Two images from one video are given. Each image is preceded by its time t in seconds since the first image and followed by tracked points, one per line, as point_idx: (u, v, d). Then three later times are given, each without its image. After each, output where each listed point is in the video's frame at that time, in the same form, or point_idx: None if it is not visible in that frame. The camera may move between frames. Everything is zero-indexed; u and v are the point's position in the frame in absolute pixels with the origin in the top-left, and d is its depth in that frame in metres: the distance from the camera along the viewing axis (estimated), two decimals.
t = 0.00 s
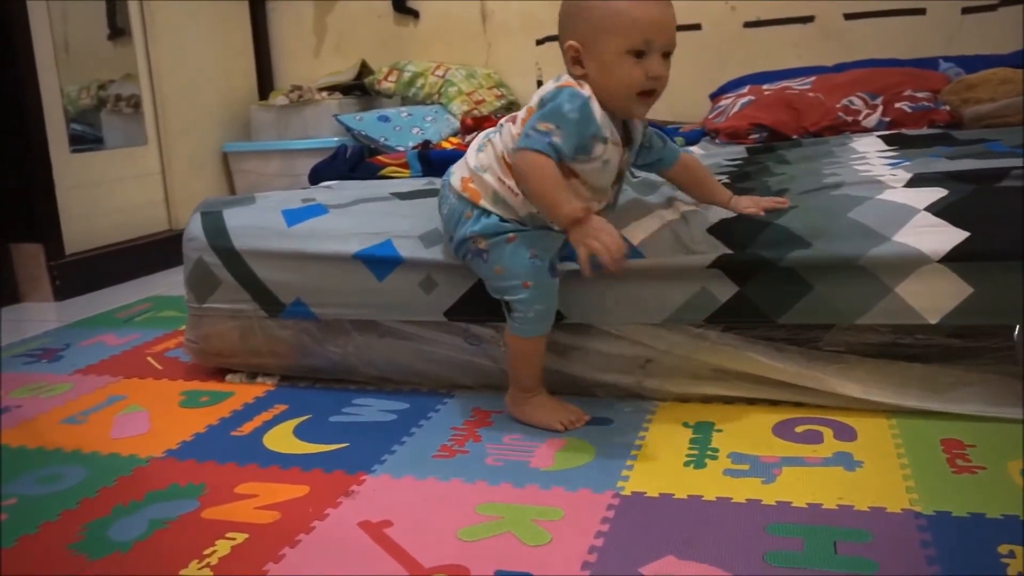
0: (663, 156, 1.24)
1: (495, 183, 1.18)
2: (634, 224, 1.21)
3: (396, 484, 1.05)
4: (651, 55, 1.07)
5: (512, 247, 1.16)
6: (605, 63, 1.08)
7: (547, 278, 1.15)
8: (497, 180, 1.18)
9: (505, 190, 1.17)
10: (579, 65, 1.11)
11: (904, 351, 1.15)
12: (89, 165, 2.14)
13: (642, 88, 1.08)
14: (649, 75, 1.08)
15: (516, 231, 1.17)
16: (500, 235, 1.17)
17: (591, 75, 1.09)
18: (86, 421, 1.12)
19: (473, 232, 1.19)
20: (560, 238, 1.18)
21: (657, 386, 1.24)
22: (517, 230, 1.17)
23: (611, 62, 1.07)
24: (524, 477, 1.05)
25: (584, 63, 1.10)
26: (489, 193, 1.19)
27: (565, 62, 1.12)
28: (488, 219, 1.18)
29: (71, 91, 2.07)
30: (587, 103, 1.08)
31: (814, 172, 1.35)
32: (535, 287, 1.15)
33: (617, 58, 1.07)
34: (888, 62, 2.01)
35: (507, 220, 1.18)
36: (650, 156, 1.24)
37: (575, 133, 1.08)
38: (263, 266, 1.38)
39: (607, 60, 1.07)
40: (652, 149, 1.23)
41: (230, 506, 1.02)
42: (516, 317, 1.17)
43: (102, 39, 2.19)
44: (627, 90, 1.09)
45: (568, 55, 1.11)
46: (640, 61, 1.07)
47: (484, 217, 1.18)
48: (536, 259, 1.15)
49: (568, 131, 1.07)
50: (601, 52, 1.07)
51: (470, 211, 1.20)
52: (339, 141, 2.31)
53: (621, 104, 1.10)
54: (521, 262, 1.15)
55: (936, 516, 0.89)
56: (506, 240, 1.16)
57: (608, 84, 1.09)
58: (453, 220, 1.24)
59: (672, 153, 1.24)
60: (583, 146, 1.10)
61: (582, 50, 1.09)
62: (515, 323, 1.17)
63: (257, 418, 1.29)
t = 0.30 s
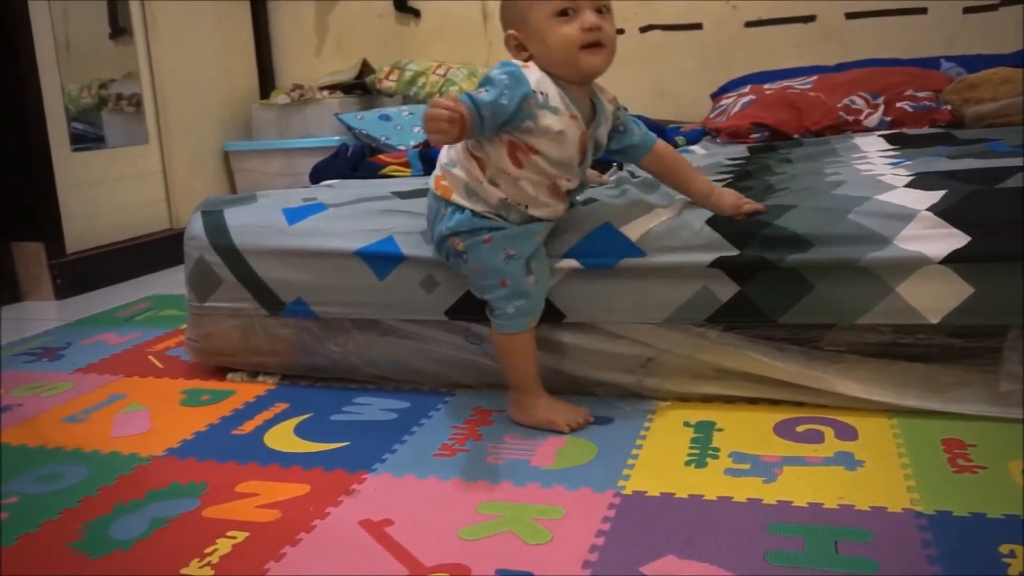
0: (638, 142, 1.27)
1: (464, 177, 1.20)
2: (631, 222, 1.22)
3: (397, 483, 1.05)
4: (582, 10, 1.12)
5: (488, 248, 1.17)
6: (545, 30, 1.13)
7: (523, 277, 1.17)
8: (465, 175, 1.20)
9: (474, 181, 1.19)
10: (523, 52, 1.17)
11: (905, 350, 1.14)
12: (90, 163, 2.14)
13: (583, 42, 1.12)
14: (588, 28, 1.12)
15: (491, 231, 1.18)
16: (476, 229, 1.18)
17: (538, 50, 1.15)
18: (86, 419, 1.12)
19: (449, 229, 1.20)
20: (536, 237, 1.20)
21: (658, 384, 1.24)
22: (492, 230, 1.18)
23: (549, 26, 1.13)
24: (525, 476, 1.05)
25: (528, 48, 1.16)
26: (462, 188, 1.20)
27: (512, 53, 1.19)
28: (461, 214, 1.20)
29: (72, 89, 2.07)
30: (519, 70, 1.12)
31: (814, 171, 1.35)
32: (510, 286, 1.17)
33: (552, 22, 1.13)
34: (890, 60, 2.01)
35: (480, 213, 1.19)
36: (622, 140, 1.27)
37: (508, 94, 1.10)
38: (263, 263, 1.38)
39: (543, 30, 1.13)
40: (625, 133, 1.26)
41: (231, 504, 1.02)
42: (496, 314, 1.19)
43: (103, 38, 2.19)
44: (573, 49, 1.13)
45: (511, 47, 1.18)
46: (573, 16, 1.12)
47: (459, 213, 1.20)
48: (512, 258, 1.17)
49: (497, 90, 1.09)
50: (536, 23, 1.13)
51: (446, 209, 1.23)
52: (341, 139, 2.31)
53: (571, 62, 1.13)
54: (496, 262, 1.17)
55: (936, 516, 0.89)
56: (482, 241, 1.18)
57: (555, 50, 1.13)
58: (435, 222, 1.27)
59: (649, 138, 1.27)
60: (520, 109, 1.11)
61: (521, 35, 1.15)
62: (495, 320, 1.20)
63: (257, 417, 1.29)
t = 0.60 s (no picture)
0: (594, 122, 1.28)
1: (452, 184, 1.19)
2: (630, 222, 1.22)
3: (398, 482, 1.05)
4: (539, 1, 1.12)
5: (493, 252, 1.17)
6: (499, 15, 1.14)
7: (530, 275, 1.17)
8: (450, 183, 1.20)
9: (462, 184, 1.19)
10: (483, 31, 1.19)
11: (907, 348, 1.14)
12: (91, 163, 2.14)
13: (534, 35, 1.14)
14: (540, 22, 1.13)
15: (492, 235, 1.18)
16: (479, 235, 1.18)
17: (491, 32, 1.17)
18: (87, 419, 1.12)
19: (451, 240, 1.20)
20: (536, 234, 1.20)
21: (659, 383, 1.24)
22: (492, 233, 1.18)
23: (504, 13, 1.14)
24: (527, 474, 1.05)
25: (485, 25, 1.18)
26: (452, 195, 1.20)
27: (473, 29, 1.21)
28: (459, 222, 1.19)
29: (73, 89, 2.07)
30: (474, 61, 1.13)
31: (815, 169, 1.35)
32: (519, 288, 1.17)
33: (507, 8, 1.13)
34: (892, 59, 2.01)
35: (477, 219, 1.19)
36: (581, 117, 1.27)
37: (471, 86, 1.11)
38: (265, 263, 1.38)
39: (497, 14, 1.15)
40: (584, 110, 1.27)
41: (233, 503, 1.02)
42: (508, 318, 1.18)
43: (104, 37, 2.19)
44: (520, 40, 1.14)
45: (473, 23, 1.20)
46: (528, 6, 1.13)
47: (457, 221, 1.19)
48: (518, 258, 1.17)
49: (460, 85, 1.10)
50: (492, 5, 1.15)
51: (443, 221, 1.21)
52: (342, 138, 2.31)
53: (520, 53, 1.15)
54: (502, 264, 1.17)
55: (938, 514, 0.89)
56: (484, 246, 1.17)
57: (504, 37, 1.15)
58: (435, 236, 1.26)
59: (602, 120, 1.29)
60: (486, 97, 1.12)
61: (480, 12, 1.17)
62: (507, 324, 1.19)
63: (259, 416, 1.29)
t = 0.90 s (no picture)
0: (586, 134, 1.30)
1: (466, 200, 1.17)
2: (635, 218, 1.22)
3: (402, 476, 1.05)
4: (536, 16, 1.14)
5: (521, 265, 1.16)
6: (496, 24, 1.16)
7: (560, 278, 1.16)
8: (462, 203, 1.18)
9: (474, 200, 1.17)
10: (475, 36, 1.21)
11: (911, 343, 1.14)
12: (94, 158, 2.14)
13: (529, 48, 1.15)
14: (535, 36, 1.14)
15: (515, 248, 1.16)
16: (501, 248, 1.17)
17: (485, 38, 1.18)
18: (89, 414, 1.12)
19: (474, 262, 1.18)
20: (555, 239, 1.20)
21: (663, 378, 1.24)
22: (516, 246, 1.16)
23: (500, 22, 1.15)
24: (530, 468, 1.05)
25: (480, 31, 1.19)
26: (465, 213, 1.17)
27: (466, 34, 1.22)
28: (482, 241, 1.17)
29: (76, 84, 2.07)
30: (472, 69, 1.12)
31: (820, 163, 1.35)
32: (556, 295, 1.15)
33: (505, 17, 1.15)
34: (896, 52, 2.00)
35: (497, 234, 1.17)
36: (574, 127, 1.28)
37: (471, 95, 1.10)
38: (268, 258, 1.38)
39: (494, 22, 1.16)
40: (576, 120, 1.28)
41: (238, 497, 1.02)
42: (545, 325, 1.16)
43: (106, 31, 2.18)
44: (511, 50, 1.16)
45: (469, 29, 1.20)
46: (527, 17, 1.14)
47: (477, 240, 1.17)
48: (547, 267, 1.16)
49: (464, 92, 1.08)
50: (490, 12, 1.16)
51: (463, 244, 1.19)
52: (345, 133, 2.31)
53: (513, 62, 1.16)
54: (533, 276, 1.16)
55: (943, 508, 0.89)
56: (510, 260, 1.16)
57: (496, 46, 1.17)
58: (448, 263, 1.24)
59: (593, 130, 1.31)
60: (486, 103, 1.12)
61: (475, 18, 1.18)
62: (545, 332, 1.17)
63: (263, 410, 1.29)
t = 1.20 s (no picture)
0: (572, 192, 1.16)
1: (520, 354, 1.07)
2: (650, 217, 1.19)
3: (416, 476, 1.05)
4: (650, 166, 0.91)
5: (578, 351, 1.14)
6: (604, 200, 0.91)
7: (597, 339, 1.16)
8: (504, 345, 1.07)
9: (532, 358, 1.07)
10: (569, 230, 0.95)
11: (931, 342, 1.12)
12: (108, 159, 2.15)
13: (647, 218, 0.92)
14: (651, 192, 0.90)
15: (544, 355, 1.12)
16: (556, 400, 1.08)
17: (593, 228, 0.93)
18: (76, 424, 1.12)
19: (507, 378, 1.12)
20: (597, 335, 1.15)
21: (677, 378, 1.23)
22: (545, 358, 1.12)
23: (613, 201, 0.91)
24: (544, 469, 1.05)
25: (579, 233, 0.94)
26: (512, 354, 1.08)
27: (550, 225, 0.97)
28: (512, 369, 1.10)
29: (90, 86, 2.08)
30: (565, 304, 0.97)
31: (836, 162, 1.34)
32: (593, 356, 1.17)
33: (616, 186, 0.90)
34: (911, 50, 2.00)
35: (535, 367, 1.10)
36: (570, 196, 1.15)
37: (571, 307, 0.97)
38: (283, 259, 1.39)
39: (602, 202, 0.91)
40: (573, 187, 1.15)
41: (252, 497, 1.03)
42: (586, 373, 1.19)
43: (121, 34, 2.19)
44: (631, 233, 0.93)
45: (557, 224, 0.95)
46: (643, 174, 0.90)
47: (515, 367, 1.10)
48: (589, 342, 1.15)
49: (572, 359, 0.97)
50: (592, 189, 0.91)
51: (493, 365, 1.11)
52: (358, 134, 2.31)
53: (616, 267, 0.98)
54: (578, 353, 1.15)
55: (960, 509, 0.88)
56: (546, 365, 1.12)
57: (613, 232, 0.93)
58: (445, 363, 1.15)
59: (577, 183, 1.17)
60: (586, 302, 0.99)
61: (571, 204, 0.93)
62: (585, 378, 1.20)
63: (277, 410, 1.30)
